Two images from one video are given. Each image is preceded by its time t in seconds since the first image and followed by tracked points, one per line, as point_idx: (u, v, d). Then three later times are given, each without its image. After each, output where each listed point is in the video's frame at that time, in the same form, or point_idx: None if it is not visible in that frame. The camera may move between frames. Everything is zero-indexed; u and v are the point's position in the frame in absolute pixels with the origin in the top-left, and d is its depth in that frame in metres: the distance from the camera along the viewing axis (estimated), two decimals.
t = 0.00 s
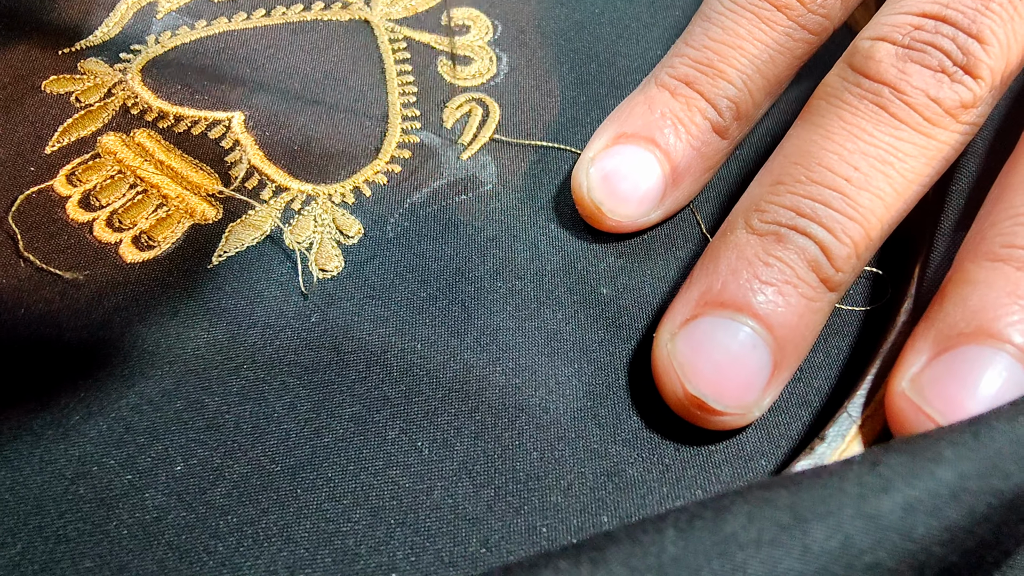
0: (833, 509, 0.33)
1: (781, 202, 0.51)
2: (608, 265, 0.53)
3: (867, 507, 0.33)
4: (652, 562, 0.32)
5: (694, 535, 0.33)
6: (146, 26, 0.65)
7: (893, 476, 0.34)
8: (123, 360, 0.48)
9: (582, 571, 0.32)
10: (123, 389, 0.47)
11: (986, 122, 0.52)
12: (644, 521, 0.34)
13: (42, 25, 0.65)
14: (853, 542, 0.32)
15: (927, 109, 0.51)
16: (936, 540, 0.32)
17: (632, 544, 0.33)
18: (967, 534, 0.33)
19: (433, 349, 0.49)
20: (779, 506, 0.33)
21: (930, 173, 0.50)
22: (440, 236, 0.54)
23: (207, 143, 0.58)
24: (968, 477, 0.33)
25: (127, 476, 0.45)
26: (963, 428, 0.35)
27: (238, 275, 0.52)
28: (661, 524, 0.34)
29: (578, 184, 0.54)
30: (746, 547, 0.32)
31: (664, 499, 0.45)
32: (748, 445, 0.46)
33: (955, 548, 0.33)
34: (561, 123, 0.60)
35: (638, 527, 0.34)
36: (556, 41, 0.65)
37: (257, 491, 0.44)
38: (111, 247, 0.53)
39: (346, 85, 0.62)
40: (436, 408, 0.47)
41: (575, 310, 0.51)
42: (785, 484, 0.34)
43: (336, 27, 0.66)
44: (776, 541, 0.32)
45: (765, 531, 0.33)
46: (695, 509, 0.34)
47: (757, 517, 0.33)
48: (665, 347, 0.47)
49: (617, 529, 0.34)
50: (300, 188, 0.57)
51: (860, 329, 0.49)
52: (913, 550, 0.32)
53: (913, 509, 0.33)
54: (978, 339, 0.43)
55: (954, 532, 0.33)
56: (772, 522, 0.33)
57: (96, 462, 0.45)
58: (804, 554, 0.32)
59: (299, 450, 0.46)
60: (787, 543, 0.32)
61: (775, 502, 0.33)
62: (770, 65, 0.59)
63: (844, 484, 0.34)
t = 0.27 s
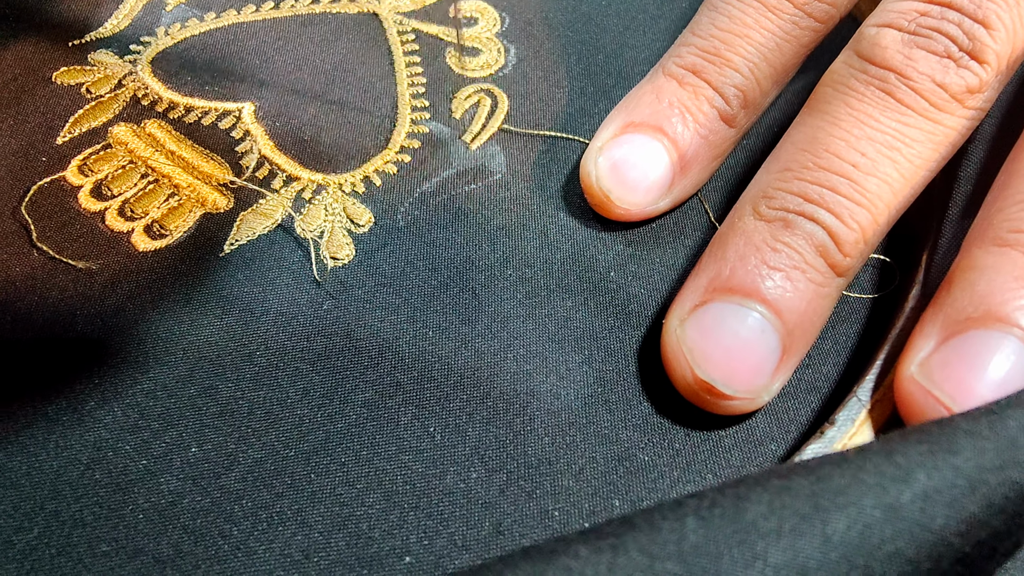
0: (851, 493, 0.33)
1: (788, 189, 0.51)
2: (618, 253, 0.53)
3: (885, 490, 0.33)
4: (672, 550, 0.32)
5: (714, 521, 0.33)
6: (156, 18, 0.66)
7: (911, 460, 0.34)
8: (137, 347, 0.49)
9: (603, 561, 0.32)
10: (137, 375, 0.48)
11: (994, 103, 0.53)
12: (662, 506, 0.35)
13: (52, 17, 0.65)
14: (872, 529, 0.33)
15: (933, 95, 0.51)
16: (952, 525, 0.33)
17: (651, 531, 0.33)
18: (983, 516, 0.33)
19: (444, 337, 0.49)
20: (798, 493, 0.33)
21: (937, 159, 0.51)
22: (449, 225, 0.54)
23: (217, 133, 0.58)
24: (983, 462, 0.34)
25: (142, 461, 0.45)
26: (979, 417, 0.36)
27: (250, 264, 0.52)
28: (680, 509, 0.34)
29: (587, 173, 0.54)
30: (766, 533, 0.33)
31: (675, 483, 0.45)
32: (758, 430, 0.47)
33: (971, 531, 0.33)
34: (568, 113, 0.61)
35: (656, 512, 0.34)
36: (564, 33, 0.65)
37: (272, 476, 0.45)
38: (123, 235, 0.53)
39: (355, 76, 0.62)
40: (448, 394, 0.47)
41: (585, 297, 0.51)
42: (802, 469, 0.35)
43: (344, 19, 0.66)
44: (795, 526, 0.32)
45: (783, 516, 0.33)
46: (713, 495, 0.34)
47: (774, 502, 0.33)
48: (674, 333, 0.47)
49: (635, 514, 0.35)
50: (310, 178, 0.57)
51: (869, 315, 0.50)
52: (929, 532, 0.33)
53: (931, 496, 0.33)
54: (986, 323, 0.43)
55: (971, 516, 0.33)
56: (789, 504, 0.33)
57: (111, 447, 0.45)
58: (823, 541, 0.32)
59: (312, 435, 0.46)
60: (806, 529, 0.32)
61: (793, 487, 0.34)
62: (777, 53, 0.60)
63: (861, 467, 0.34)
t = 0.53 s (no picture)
0: (862, 481, 0.33)
1: (792, 177, 0.52)
2: (623, 243, 0.53)
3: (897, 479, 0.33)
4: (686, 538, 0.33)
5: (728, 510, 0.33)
6: (160, 11, 0.66)
7: (921, 447, 0.34)
8: (144, 337, 0.49)
9: (618, 550, 0.32)
10: (145, 365, 0.48)
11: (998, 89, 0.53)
12: (673, 493, 0.35)
13: (56, 10, 0.65)
14: (885, 512, 0.33)
15: (937, 82, 0.52)
16: (963, 505, 0.33)
17: (666, 520, 0.33)
18: (995, 497, 0.33)
19: (451, 326, 0.49)
20: (808, 478, 0.34)
21: (941, 145, 0.51)
22: (455, 215, 0.54)
23: (222, 125, 0.59)
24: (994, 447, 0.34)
25: (150, 450, 0.45)
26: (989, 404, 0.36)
27: (257, 254, 0.52)
28: (692, 497, 0.34)
29: (592, 163, 0.55)
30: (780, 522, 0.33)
31: (682, 470, 0.45)
32: (764, 418, 0.47)
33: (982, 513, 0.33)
34: (573, 105, 0.61)
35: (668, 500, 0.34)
36: (567, 25, 0.66)
37: (280, 464, 0.45)
38: (129, 226, 0.53)
39: (360, 68, 0.63)
40: (455, 382, 0.47)
41: (590, 287, 0.51)
42: (812, 458, 0.35)
43: (348, 11, 0.66)
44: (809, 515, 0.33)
45: (796, 503, 0.33)
46: (725, 484, 0.35)
47: (788, 489, 0.34)
48: (680, 321, 0.47)
49: (646, 501, 0.35)
50: (316, 169, 0.57)
51: (873, 304, 0.50)
52: (939, 513, 0.33)
53: (943, 481, 0.33)
54: (991, 309, 0.43)
55: (980, 497, 0.33)
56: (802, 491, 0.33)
57: (119, 436, 0.45)
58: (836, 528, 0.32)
59: (320, 424, 0.46)
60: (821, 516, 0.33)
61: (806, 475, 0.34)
62: (780, 42, 0.60)
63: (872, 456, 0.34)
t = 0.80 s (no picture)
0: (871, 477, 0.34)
1: (794, 171, 0.52)
2: (627, 238, 0.54)
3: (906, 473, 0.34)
4: (696, 539, 0.33)
5: (738, 511, 0.34)
6: (164, 10, 0.66)
7: (928, 440, 0.35)
8: (152, 333, 0.49)
9: (629, 546, 0.33)
10: (153, 360, 0.48)
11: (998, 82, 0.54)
12: (683, 488, 0.35)
13: (60, 10, 0.65)
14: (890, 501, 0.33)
15: (937, 75, 0.52)
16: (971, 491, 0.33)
17: (678, 518, 0.34)
18: (1004, 481, 0.33)
19: (457, 321, 0.50)
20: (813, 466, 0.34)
21: (941, 138, 0.52)
22: (459, 212, 0.55)
23: (227, 122, 0.59)
24: (1002, 434, 0.34)
25: (159, 445, 0.45)
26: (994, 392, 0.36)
27: (263, 251, 0.53)
28: (703, 494, 0.34)
29: (595, 160, 0.55)
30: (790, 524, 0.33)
31: (687, 462, 0.45)
32: (768, 411, 0.47)
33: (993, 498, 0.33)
34: (575, 102, 0.61)
35: (679, 495, 0.35)
36: (569, 23, 0.66)
37: (288, 458, 0.45)
38: (136, 223, 0.53)
39: (363, 66, 0.63)
40: (461, 376, 0.48)
41: (595, 282, 0.52)
42: (822, 453, 0.35)
43: (352, 9, 0.66)
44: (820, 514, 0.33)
45: (805, 502, 0.33)
46: (736, 481, 0.35)
47: (797, 490, 0.34)
48: (683, 315, 0.48)
49: (656, 498, 0.35)
50: (321, 166, 0.57)
51: (876, 297, 0.50)
52: (946, 500, 0.33)
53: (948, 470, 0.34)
54: (992, 301, 0.43)
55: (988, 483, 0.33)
56: (813, 493, 0.34)
57: (128, 431, 0.46)
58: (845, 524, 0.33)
59: (327, 418, 0.46)
60: (830, 517, 0.33)
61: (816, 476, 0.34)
62: (781, 37, 0.60)
63: (880, 451, 0.34)
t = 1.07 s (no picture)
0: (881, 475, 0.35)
1: (799, 164, 0.53)
2: (635, 233, 0.54)
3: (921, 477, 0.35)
4: (717, 546, 0.33)
5: (758, 517, 0.34)
6: (170, 8, 0.66)
7: (939, 439, 0.36)
8: (164, 328, 0.49)
9: (650, 547, 0.33)
10: (165, 355, 0.48)
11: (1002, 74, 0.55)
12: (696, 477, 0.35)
13: (67, 8, 0.65)
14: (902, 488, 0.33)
15: (941, 67, 0.53)
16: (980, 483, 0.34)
17: (698, 522, 0.34)
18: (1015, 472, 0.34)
19: (467, 315, 0.50)
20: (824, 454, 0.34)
21: (946, 130, 0.52)
22: (468, 207, 0.55)
23: (235, 119, 0.59)
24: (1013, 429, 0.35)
25: (173, 439, 0.45)
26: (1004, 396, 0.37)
27: (273, 246, 0.53)
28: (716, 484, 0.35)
29: (602, 155, 0.55)
30: (808, 535, 0.33)
31: (697, 453, 0.46)
32: (777, 402, 0.47)
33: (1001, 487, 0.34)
34: (581, 97, 0.62)
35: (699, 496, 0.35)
36: (574, 19, 0.66)
37: (301, 451, 0.45)
38: (146, 219, 0.54)
39: (370, 63, 0.63)
40: (472, 369, 0.48)
41: (603, 276, 0.52)
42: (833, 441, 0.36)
43: (357, 6, 0.67)
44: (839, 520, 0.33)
45: (822, 502, 0.34)
46: (755, 483, 0.35)
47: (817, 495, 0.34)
48: (692, 307, 0.48)
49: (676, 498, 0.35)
50: (329, 162, 0.58)
51: (882, 289, 0.51)
52: (956, 492, 0.34)
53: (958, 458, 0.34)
54: (1000, 291, 0.44)
55: (997, 475, 0.34)
56: (831, 501, 0.34)
57: (141, 425, 0.46)
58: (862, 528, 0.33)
59: (340, 411, 0.46)
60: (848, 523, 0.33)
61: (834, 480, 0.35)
62: (786, 32, 0.61)
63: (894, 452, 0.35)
